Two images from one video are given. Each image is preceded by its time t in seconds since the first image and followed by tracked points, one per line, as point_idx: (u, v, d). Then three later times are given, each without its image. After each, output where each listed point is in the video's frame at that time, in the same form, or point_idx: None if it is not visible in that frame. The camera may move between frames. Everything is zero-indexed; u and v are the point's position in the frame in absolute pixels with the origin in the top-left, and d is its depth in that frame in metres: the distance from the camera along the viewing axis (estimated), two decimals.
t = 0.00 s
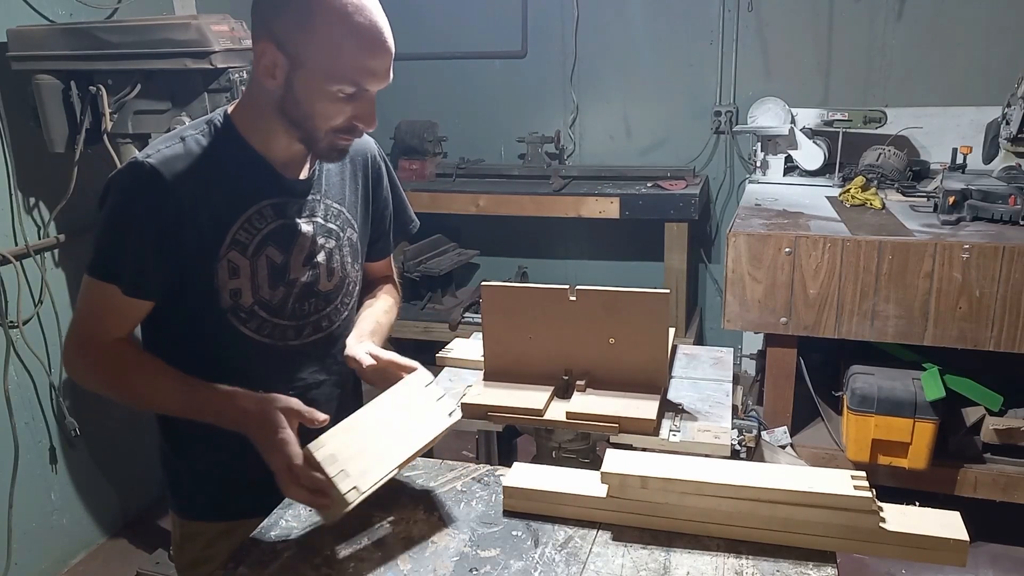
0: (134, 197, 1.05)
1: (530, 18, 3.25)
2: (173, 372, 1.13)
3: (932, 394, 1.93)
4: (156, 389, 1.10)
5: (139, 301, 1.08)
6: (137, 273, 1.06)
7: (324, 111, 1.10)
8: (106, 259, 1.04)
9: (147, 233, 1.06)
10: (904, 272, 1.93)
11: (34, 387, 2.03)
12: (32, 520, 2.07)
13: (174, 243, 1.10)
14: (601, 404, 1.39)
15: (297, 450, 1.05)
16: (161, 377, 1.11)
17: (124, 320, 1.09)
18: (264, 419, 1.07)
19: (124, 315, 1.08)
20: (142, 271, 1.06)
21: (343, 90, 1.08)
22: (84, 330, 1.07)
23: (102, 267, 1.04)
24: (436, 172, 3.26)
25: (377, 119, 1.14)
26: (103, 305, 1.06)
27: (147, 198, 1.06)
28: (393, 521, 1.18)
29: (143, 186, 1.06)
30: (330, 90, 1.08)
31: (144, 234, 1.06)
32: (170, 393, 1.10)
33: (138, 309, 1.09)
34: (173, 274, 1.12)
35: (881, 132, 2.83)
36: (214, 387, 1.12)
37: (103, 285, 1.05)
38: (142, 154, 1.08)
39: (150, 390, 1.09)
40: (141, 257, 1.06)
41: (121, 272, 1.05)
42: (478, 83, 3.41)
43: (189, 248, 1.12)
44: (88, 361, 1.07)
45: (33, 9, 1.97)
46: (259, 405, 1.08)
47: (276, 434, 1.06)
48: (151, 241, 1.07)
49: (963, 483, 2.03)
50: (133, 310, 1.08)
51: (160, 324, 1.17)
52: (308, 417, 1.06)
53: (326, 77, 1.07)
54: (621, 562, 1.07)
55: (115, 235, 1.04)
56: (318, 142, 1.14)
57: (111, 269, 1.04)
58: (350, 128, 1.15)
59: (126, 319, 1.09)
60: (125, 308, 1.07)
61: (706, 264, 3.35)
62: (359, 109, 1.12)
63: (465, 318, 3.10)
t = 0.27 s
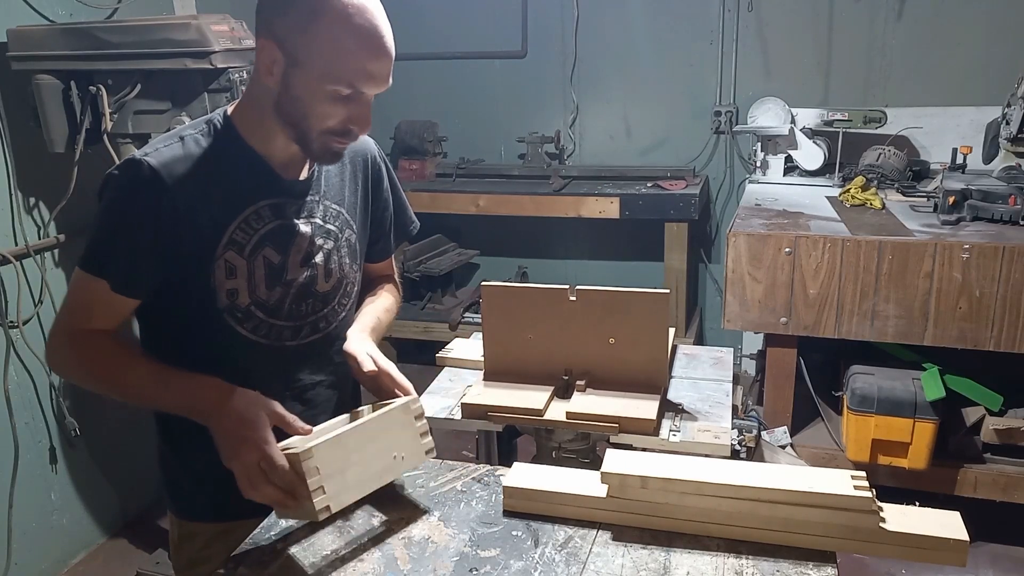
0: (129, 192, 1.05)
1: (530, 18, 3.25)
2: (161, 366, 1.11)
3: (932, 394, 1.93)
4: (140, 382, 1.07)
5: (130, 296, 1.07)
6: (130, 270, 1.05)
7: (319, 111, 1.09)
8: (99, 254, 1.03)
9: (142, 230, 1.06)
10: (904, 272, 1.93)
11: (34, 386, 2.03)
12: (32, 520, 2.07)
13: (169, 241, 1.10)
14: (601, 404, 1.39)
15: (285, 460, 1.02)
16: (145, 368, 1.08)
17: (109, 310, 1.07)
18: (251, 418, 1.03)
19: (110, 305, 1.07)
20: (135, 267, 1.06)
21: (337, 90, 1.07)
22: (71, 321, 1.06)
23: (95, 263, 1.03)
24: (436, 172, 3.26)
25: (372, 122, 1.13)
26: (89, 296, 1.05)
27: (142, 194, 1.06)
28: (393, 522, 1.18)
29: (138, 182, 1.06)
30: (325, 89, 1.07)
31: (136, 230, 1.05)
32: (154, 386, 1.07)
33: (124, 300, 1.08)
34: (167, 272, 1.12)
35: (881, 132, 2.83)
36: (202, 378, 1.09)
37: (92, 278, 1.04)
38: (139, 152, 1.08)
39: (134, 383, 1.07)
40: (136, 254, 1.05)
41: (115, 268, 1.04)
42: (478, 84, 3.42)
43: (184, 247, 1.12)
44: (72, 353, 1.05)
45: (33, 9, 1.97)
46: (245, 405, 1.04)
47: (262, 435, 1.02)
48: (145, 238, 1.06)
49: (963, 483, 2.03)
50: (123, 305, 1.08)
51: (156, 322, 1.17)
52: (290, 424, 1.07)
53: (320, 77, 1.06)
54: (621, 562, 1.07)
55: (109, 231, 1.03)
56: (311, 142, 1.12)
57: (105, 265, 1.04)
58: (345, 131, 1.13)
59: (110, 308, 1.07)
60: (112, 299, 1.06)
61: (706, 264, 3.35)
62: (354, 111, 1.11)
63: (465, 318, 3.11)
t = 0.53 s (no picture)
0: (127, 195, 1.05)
1: (530, 18, 3.25)
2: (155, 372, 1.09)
3: (932, 394, 1.93)
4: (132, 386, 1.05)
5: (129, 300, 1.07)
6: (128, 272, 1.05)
7: (289, 107, 1.09)
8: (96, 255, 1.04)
9: (139, 232, 1.06)
10: (904, 272, 1.93)
11: (34, 386, 2.03)
12: (32, 520, 2.07)
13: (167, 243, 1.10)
14: (601, 404, 1.39)
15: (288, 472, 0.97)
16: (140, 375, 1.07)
17: (103, 314, 1.07)
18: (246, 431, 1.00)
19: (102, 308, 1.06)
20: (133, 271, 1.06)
21: (308, 86, 1.07)
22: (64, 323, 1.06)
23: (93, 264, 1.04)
24: (436, 172, 3.26)
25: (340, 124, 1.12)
26: (83, 298, 1.05)
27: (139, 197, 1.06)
28: (393, 522, 1.17)
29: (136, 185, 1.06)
30: (296, 84, 1.07)
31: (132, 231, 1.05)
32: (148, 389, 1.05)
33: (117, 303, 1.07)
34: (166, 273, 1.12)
35: (881, 132, 2.83)
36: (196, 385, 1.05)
37: (87, 279, 1.04)
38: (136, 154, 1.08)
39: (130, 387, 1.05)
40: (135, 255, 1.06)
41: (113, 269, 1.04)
42: (478, 84, 3.41)
43: (182, 249, 1.12)
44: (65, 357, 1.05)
45: (33, 9, 1.97)
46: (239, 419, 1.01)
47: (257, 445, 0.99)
48: (143, 239, 1.06)
49: (963, 483, 2.03)
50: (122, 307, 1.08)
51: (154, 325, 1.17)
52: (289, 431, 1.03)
53: (294, 71, 1.06)
54: (621, 562, 1.07)
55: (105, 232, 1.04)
56: (281, 139, 1.13)
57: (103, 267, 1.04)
58: (314, 131, 1.12)
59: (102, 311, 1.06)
60: (107, 302, 1.06)
61: (706, 264, 3.35)
62: (324, 112, 1.10)
63: (465, 318, 3.11)
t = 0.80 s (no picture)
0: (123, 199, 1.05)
1: (530, 17, 3.25)
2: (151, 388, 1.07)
3: (932, 394, 1.93)
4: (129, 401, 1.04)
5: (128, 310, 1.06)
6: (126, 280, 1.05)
7: (286, 110, 1.09)
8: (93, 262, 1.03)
9: (137, 238, 1.05)
10: (904, 272, 1.93)
11: (34, 386, 2.03)
12: (32, 519, 2.07)
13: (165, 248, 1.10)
14: (601, 404, 1.39)
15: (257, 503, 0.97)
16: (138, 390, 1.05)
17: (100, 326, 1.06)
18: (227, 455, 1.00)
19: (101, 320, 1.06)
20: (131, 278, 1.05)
21: (304, 90, 1.07)
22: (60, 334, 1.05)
23: (91, 272, 1.03)
24: (436, 172, 3.26)
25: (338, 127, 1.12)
26: (79, 307, 1.04)
27: (136, 202, 1.06)
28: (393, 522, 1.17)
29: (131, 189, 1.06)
30: (293, 88, 1.07)
31: (129, 237, 1.05)
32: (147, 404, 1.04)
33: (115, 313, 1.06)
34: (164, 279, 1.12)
35: (881, 132, 2.83)
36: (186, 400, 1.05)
37: (86, 290, 1.03)
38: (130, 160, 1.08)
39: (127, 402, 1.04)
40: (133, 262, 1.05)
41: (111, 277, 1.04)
42: (479, 84, 3.41)
43: (179, 254, 1.12)
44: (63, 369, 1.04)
45: (33, 9, 1.97)
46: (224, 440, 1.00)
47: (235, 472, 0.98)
48: (140, 245, 1.06)
49: (963, 483, 2.03)
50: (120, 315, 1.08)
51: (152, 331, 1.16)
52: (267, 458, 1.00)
53: (289, 75, 1.06)
54: (621, 562, 1.07)
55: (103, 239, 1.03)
56: (278, 141, 1.13)
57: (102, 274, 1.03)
58: (311, 133, 1.12)
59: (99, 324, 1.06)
60: (105, 313, 1.05)
61: (706, 264, 3.35)
62: (320, 113, 1.10)
63: (465, 318, 3.11)
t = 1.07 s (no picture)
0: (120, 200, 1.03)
1: (530, 18, 3.25)
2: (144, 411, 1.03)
3: (932, 394, 1.93)
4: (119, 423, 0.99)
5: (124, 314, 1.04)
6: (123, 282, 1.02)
7: (294, 118, 1.09)
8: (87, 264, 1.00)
9: (134, 239, 1.03)
10: (904, 272, 1.93)
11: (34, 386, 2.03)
12: (32, 519, 2.07)
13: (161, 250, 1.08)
14: (601, 404, 1.39)
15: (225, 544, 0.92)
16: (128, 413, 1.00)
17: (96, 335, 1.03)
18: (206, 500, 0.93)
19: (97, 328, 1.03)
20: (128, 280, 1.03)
21: (310, 98, 1.07)
22: (53, 343, 1.02)
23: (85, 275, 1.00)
24: (436, 172, 3.26)
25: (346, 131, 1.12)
26: (75, 312, 1.01)
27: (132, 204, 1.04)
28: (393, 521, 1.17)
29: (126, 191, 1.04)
30: (300, 97, 1.07)
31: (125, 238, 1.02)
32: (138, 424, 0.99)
33: (111, 321, 1.04)
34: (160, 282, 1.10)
35: (881, 132, 2.83)
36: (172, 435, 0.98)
37: (82, 294, 1.01)
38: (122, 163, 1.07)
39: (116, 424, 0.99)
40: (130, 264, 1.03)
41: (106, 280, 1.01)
42: (479, 84, 3.41)
43: (176, 256, 1.10)
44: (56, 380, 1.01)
45: (33, 9, 1.97)
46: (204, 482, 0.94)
47: (210, 518, 0.92)
48: (137, 247, 1.04)
49: (963, 483, 2.03)
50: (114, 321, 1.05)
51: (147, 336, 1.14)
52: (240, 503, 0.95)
53: (296, 83, 1.06)
54: (621, 562, 1.07)
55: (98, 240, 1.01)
56: (287, 148, 1.13)
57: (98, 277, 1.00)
58: (320, 138, 1.13)
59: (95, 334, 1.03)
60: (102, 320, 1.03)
61: (706, 264, 3.35)
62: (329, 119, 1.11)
63: (465, 318, 3.11)
